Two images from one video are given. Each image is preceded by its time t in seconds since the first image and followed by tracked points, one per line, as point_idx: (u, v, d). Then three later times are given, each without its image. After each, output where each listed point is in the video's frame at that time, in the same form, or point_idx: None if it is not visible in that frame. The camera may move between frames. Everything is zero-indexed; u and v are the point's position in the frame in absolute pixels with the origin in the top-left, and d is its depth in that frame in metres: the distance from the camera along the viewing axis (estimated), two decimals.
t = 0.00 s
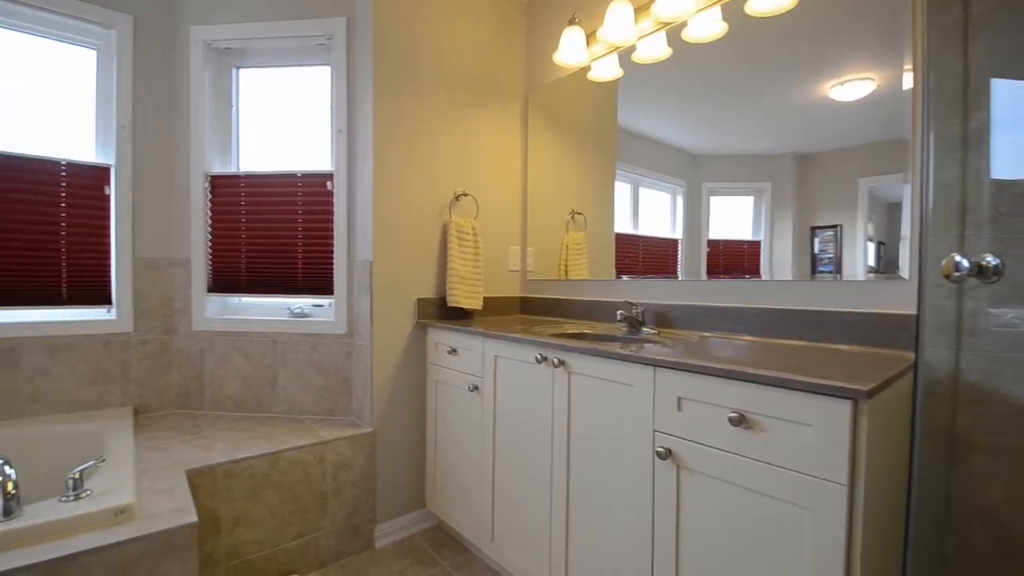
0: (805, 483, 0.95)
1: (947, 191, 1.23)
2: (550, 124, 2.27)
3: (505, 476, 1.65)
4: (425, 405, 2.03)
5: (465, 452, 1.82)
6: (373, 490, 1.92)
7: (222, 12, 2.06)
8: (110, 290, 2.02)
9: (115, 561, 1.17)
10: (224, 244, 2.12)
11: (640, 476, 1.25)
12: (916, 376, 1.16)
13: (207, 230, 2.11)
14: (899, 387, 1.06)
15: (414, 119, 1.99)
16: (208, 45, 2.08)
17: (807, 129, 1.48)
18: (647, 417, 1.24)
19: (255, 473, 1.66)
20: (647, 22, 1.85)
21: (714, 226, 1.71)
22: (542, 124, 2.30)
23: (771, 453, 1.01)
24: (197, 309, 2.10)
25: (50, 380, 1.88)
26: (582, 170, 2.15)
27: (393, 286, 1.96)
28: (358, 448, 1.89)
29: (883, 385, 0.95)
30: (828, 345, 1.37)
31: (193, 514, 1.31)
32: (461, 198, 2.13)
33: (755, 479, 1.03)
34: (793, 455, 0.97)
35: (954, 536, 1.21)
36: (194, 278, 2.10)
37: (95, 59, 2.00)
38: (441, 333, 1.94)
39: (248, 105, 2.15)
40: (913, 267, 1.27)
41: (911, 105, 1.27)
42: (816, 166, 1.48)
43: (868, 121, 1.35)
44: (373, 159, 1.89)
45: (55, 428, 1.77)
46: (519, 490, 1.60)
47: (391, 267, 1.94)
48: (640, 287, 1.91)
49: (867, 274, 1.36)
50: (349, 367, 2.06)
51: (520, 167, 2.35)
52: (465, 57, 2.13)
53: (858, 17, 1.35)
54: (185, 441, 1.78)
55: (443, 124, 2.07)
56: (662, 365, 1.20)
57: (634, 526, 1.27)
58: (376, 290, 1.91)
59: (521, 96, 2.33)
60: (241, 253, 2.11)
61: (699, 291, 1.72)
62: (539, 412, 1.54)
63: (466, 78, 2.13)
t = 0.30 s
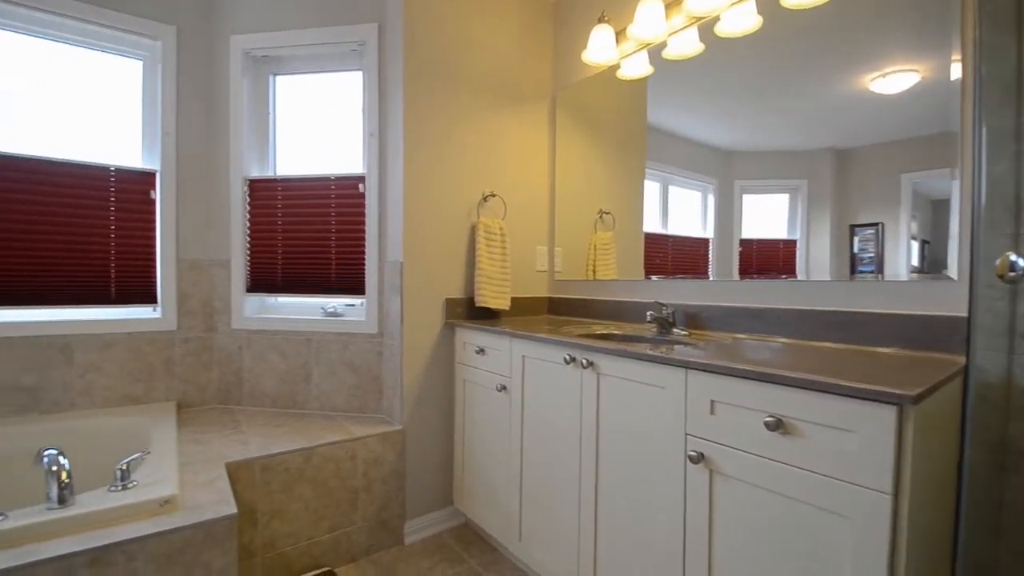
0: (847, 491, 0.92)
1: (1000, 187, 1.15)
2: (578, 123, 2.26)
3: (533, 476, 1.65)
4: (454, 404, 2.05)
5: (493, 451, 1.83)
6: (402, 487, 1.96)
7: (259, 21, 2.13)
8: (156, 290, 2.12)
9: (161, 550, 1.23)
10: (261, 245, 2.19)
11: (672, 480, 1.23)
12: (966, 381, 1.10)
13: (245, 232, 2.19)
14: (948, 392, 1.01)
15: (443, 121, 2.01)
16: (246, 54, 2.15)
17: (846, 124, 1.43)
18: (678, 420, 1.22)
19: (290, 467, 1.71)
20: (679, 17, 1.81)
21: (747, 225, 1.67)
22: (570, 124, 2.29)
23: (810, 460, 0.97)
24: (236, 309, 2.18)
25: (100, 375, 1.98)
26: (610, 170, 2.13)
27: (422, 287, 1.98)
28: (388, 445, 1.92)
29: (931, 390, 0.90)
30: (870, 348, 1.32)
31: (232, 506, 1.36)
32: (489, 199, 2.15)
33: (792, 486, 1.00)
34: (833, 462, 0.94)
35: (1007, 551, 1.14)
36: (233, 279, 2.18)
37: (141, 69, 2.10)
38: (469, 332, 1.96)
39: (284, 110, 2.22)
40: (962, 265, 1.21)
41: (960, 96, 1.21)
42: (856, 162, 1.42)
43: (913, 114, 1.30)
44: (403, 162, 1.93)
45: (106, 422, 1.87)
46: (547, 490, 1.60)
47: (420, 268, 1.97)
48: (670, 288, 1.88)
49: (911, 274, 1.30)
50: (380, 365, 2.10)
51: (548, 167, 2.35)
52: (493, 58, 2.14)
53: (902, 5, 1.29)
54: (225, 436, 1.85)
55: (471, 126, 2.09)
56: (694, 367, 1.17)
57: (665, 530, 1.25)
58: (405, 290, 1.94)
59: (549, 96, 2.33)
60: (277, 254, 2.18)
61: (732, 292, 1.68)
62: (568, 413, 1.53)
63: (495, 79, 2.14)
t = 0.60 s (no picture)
0: (882, 499, 0.89)
1: None
2: (601, 122, 2.25)
3: (556, 477, 1.65)
4: (476, 403, 2.07)
5: (515, 451, 1.83)
6: (425, 485, 1.98)
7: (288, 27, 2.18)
8: (190, 290, 2.19)
9: (195, 541, 1.27)
10: (290, 246, 2.24)
11: (698, 484, 1.21)
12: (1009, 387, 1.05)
13: (275, 234, 2.25)
14: (990, 398, 0.96)
15: (466, 123, 2.02)
16: (275, 59, 2.21)
17: (879, 118, 1.38)
18: (704, 423, 1.19)
19: (317, 464, 1.75)
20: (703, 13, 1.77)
21: (776, 224, 1.64)
22: (593, 123, 2.28)
23: (844, 465, 0.94)
24: (266, 309, 2.24)
25: (138, 372, 2.06)
26: (634, 169, 2.11)
27: (446, 287, 2.00)
28: (411, 443, 1.95)
29: (972, 395, 0.86)
30: (906, 351, 1.27)
31: (262, 499, 1.40)
32: (511, 199, 2.15)
33: (825, 492, 0.97)
34: (868, 469, 0.91)
35: None
36: (263, 280, 2.24)
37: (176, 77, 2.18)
38: (492, 332, 1.97)
39: (312, 114, 2.27)
40: (1004, 265, 1.15)
41: (1004, 88, 1.15)
42: (890, 157, 1.37)
43: (952, 107, 1.24)
44: (426, 164, 1.95)
45: (143, 417, 1.94)
46: (570, 492, 1.59)
47: (443, 268, 1.99)
48: (695, 288, 1.86)
49: (947, 274, 1.25)
50: (404, 364, 2.13)
51: (570, 167, 2.34)
52: (516, 58, 2.14)
53: None
54: (255, 432, 1.90)
55: (494, 127, 2.09)
56: (721, 370, 1.15)
57: (690, 535, 1.23)
58: (429, 290, 1.96)
59: (571, 96, 2.32)
60: (304, 255, 2.23)
61: (759, 292, 1.65)
62: (591, 414, 1.52)
63: (517, 80, 2.14)
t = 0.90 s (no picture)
0: (928, 510, 0.84)
1: None
2: (629, 121, 2.23)
3: (583, 478, 1.64)
4: (503, 403, 2.07)
5: (542, 452, 1.83)
6: (452, 484, 1.99)
7: (320, 34, 2.24)
8: (229, 291, 2.27)
9: (232, 533, 1.32)
10: (322, 248, 2.30)
11: (730, 490, 1.18)
12: None
13: (308, 236, 2.31)
14: None
15: (493, 124, 2.03)
16: (308, 66, 2.27)
17: (922, 111, 1.31)
18: (737, 427, 1.16)
19: (348, 460, 1.79)
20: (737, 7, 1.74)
21: (811, 222, 1.58)
22: (621, 121, 2.26)
23: (887, 474, 0.90)
24: (299, 309, 2.30)
25: (179, 368, 2.15)
26: (662, 168, 2.08)
27: (472, 287, 2.02)
28: (439, 442, 1.97)
29: None
30: (953, 355, 1.21)
31: (296, 494, 1.44)
32: (538, 199, 2.15)
33: (866, 502, 0.93)
34: (912, 478, 0.86)
35: None
36: (297, 280, 2.31)
37: (215, 85, 2.26)
38: (519, 332, 1.97)
39: (343, 119, 2.33)
40: None
41: None
42: (934, 151, 1.31)
43: (1001, 99, 1.17)
44: (454, 166, 1.96)
45: (184, 412, 2.02)
46: (598, 494, 1.58)
47: (471, 269, 2.00)
48: (726, 288, 1.81)
49: (996, 274, 1.19)
50: (432, 364, 2.15)
51: (597, 166, 2.33)
52: (543, 59, 2.14)
53: None
54: (289, 428, 1.95)
55: (521, 128, 2.10)
56: (755, 372, 1.12)
57: (722, 542, 1.20)
58: (456, 291, 1.98)
59: (598, 95, 2.31)
60: (336, 256, 2.28)
61: (794, 293, 1.60)
62: (619, 416, 1.50)
63: (543, 80, 2.14)
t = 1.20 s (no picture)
0: (974, 520, 0.80)
1: None
2: (656, 119, 2.19)
3: (609, 480, 1.62)
4: (528, 403, 2.08)
5: (567, 453, 1.82)
6: (477, 482, 2.01)
7: (350, 39, 2.28)
8: (262, 291, 2.34)
9: (266, 526, 1.36)
10: (351, 249, 2.35)
11: (761, 495, 1.15)
12: None
13: (337, 237, 2.36)
14: None
15: (517, 124, 2.03)
16: (338, 70, 2.32)
17: (969, 104, 1.25)
18: (770, 431, 1.13)
19: (376, 457, 1.82)
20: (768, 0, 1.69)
21: (846, 220, 1.53)
22: (647, 119, 2.23)
23: (930, 482, 0.85)
24: (329, 308, 2.36)
25: (216, 365, 2.23)
26: (691, 167, 2.05)
27: (497, 287, 2.02)
28: (464, 440, 1.98)
29: None
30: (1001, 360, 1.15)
31: (326, 489, 1.47)
32: (563, 199, 2.14)
33: (907, 510, 0.88)
34: (957, 486, 0.82)
35: None
36: (327, 281, 2.37)
37: (249, 91, 2.33)
38: (544, 332, 1.97)
39: (372, 122, 2.37)
40: None
41: None
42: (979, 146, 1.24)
43: None
44: (480, 167, 1.98)
45: (220, 407, 2.10)
46: (624, 496, 1.56)
47: (496, 269, 2.01)
48: (756, 289, 1.77)
49: None
50: (457, 363, 2.17)
51: (624, 165, 2.31)
52: (568, 58, 2.13)
53: None
54: (319, 424, 2.00)
55: (546, 128, 2.09)
56: (789, 375, 1.09)
57: (753, 549, 1.17)
58: (482, 291, 1.99)
59: (624, 93, 2.29)
60: (365, 256, 2.33)
61: (828, 294, 1.55)
62: (646, 418, 1.48)
63: (569, 79, 2.13)
